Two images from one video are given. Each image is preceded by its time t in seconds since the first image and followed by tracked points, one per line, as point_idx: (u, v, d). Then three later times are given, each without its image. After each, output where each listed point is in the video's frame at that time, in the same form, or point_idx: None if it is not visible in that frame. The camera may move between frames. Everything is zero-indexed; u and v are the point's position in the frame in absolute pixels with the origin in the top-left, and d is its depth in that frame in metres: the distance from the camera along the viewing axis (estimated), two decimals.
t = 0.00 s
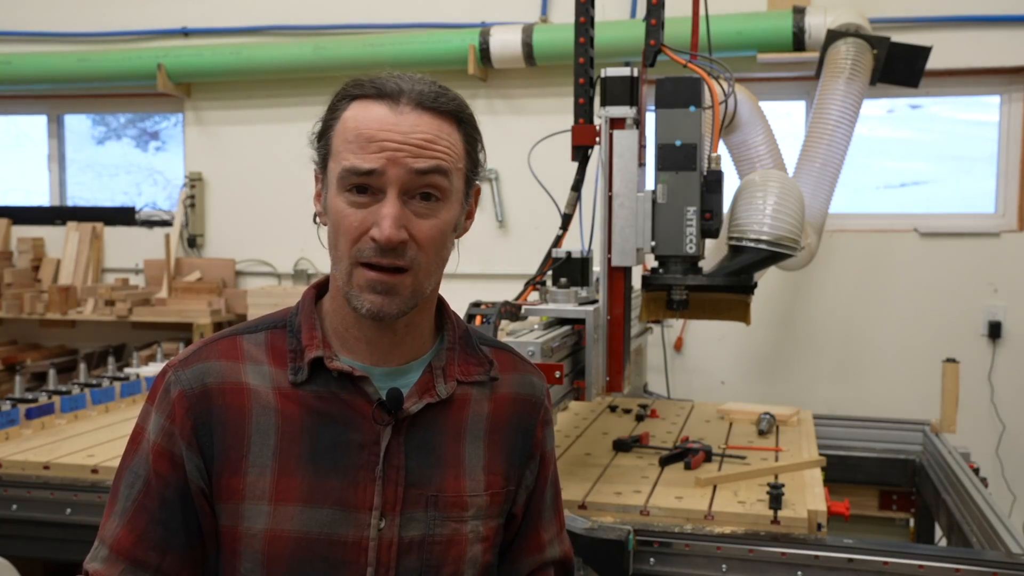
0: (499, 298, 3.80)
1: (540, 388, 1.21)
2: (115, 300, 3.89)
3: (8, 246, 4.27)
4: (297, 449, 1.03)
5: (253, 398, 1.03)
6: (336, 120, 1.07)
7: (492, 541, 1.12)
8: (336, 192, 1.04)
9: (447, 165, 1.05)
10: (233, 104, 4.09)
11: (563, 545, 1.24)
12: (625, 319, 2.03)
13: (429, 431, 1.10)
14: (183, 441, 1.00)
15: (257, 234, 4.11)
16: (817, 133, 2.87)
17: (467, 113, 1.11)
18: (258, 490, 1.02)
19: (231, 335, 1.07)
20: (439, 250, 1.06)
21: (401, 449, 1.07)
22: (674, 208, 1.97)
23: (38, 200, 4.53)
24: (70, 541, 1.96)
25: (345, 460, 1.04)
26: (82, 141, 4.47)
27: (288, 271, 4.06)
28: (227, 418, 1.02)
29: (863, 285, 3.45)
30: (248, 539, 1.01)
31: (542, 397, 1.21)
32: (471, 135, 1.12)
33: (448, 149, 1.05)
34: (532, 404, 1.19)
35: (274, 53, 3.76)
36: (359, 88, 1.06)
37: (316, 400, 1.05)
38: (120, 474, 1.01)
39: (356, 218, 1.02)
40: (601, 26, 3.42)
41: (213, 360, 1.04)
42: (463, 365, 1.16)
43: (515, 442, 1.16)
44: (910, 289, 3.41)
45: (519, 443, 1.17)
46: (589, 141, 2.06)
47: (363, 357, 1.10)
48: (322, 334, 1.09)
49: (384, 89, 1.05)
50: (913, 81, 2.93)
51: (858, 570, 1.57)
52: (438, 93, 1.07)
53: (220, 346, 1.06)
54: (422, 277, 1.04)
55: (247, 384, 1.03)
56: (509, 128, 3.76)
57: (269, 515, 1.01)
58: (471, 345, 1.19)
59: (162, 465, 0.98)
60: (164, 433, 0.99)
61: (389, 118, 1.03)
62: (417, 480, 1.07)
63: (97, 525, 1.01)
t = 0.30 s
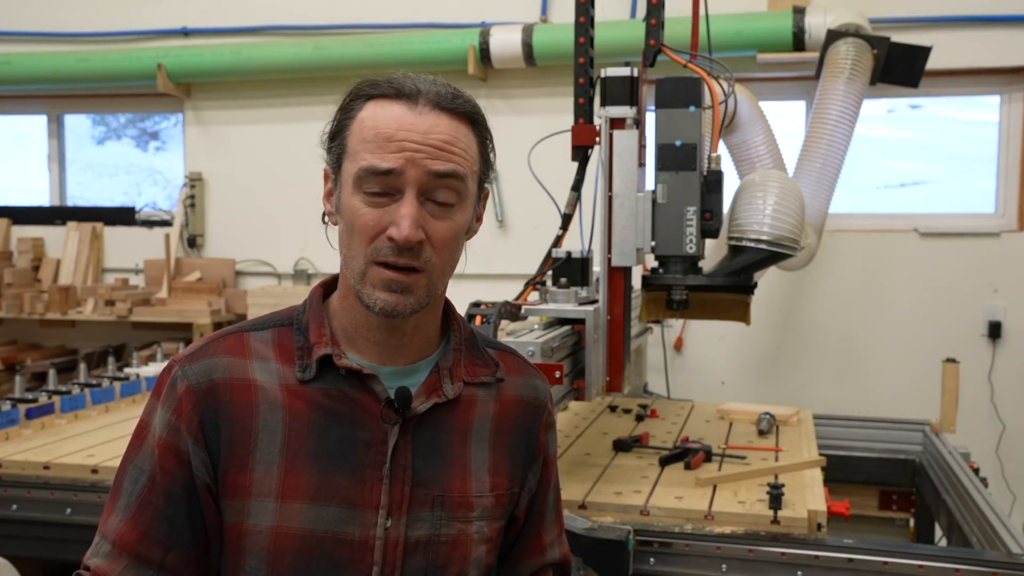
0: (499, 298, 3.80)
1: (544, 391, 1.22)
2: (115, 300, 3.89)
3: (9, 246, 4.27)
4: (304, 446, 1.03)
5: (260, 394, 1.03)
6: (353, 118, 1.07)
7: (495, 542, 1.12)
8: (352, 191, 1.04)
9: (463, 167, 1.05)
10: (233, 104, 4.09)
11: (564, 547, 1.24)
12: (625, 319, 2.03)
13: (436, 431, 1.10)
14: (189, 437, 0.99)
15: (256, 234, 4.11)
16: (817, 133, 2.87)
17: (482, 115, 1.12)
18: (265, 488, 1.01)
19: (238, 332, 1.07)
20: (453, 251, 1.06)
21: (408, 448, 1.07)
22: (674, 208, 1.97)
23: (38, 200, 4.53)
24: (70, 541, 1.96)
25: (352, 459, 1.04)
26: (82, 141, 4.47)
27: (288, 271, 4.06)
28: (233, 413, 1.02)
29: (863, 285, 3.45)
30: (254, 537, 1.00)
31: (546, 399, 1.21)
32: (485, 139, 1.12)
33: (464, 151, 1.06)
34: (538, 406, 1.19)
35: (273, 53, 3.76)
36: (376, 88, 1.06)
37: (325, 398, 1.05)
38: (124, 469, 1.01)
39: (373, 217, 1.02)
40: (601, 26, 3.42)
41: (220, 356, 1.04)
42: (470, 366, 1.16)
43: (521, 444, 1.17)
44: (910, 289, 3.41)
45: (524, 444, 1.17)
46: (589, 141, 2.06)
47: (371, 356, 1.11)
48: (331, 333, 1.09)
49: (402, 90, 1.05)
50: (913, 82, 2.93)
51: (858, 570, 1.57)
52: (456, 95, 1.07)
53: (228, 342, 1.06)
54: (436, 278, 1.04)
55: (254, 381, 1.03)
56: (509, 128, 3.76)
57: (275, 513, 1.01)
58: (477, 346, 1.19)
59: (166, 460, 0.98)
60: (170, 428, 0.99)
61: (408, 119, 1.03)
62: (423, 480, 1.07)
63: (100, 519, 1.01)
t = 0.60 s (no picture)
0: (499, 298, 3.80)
1: (546, 389, 1.22)
2: (115, 300, 3.89)
3: (9, 246, 4.27)
4: (305, 444, 1.03)
5: (260, 392, 1.03)
6: (359, 115, 1.07)
7: (498, 541, 1.12)
8: (355, 186, 1.04)
9: (467, 166, 1.05)
10: (233, 104, 4.09)
11: (568, 546, 1.24)
12: (625, 318, 2.03)
13: (437, 429, 1.10)
14: (187, 434, 0.99)
15: (256, 234, 4.11)
16: (817, 133, 2.87)
17: (487, 117, 1.12)
18: (265, 486, 1.01)
19: (238, 330, 1.07)
20: (454, 251, 1.06)
21: (409, 446, 1.07)
22: (674, 208, 1.97)
23: (38, 200, 4.53)
24: (70, 541, 1.96)
25: (354, 457, 1.04)
26: (82, 140, 4.47)
27: (288, 271, 4.07)
28: (234, 411, 1.02)
29: (863, 285, 3.45)
30: (253, 535, 1.00)
31: (548, 398, 1.22)
32: (491, 141, 1.13)
33: (468, 150, 1.06)
34: (539, 404, 1.20)
35: (273, 53, 3.76)
36: (383, 86, 1.07)
37: (326, 396, 1.05)
38: (121, 466, 1.00)
39: (374, 212, 1.02)
40: (601, 26, 3.42)
41: (220, 354, 1.04)
42: (471, 364, 1.17)
43: (523, 442, 1.17)
44: (910, 289, 3.41)
45: (527, 443, 1.18)
46: (589, 141, 2.06)
47: (372, 354, 1.11)
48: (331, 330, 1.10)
49: (408, 88, 1.06)
50: (913, 82, 2.93)
51: (858, 570, 1.57)
52: (462, 95, 1.07)
53: (228, 340, 1.06)
54: (436, 276, 1.04)
55: (255, 379, 1.03)
56: (509, 128, 3.76)
57: (276, 511, 1.01)
58: (478, 344, 1.20)
59: (165, 457, 0.98)
60: (169, 425, 0.99)
61: (413, 115, 1.03)
62: (425, 479, 1.07)
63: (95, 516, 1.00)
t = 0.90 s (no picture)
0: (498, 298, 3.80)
1: (541, 383, 1.22)
2: (115, 300, 3.89)
3: (9, 246, 4.27)
4: (294, 444, 1.03)
5: (250, 391, 1.04)
6: (372, 112, 1.08)
7: (494, 538, 1.12)
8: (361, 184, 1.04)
9: (473, 174, 1.06)
10: (233, 104, 4.09)
11: (571, 539, 1.24)
12: (625, 318, 2.03)
13: (428, 427, 1.10)
14: (178, 432, 1.00)
15: (257, 234, 4.11)
16: (817, 133, 2.87)
17: (496, 126, 1.13)
18: (254, 486, 1.02)
19: (228, 330, 1.08)
20: (452, 258, 1.07)
21: (400, 444, 1.07)
22: (673, 209, 1.97)
23: (38, 200, 4.53)
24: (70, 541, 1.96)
25: (344, 456, 1.04)
26: (82, 141, 4.47)
27: (288, 272, 4.06)
28: (223, 410, 1.02)
29: (863, 285, 3.45)
30: (244, 535, 1.00)
31: (543, 392, 1.22)
32: (498, 152, 1.14)
33: (476, 159, 1.07)
34: (534, 400, 1.20)
35: (273, 53, 3.76)
36: (400, 87, 1.08)
37: (316, 395, 1.05)
38: (110, 467, 0.99)
39: (378, 213, 1.03)
40: (601, 26, 3.42)
41: (210, 353, 1.04)
42: (464, 361, 1.17)
43: (517, 438, 1.17)
44: (910, 288, 3.41)
45: (521, 439, 1.18)
46: (589, 141, 2.06)
47: (362, 352, 1.10)
48: (321, 330, 1.10)
49: (424, 91, 1.07)
50: (913, 82, 2.93)
51: (858, 570, 1.57)
52: (475, 103, 1.08)
53: (217, 340, 1.06)
54: (433, 283, 1.04)
55: (244, 378, 1.04)
56: (509, 128, 3.76)
57: (266, 511, 1.01)
58: (471, 341, 1.20)
59: (156, 456, 0.98)
60: (159, 424, 0.99)
61: (427, 119, 1.04)
62: (417, 477, 1.07)
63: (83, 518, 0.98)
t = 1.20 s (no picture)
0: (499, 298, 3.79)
1: (528, 389, 1.24)
2: (115, 300, 3.89)
3: (9, 246, 4.27)
4: (280, 448, 1.03)
5: (240, 396, 1.03)
6: (406, 126, 1.06)
7: (477, 542, 1.13)
8: (389, 199, 1.02)
9: (501, 207, 1.06)
10: (233, 104, 4.09)
11: (555, 543, 1.25)
12: (625, 318, 2.03)
13: (414, 431, 1.10)
14: (173, 436, 1.00)
15: (257, 234, 4.11)
16: (817, 133, 2.87)
17: (520, 154, 1.14)
18: (240, 491, 1.01)
19: (217, 332, 1.07)
20: (465, 283, 1.07)
21: (385, 448, 1.07)
22: (673, 208, 1.97)
23: (38, 200, 4.53)
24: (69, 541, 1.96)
25: (329, 460, 1.04)
26: (82, 141, 4.47)
27: (288, 272, 4.06)
28: (215, 414, 1.02)
29: (863, 285, 3.45)
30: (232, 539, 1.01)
31: (530, 398, 1.23)
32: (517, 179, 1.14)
33: (504, 192, 1.07)
34: (521, 405, 1.21)
35: (273, 53, 3.76)
36: (443, 107, 1.06)
37: (302, 398, 1.05)
38: (104, 467, 0.98)
39: (404, 231, 1.01)
40: (601, 26, 3.42)
41: (201, 357, 1.04)
42: (451, 365, 1.17)
43: (503, 442, 1.18)
44: (911, 288, 3.41)
45: (507, 444, 1.19)
46: (589, 141, 2.06)
47: (349, 356, 1.10)
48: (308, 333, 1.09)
49: (468, 116, 1.06)
50: (913, 82, 2.94)
51: (858, 570, 1.57)
52: (511, 136, 1.09)
53: (208, 342, 1.05)
54: (444, 306, 1.05)
55: (235, 382, 1.04)
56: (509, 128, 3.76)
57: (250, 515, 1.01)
58: (459, 345, 1.21)
59: (152, 458, 0.98)
60: (154, 426, 0.98)
61: (469, 147, 1.03)
62: (401, 482, 1.07)
63: (73, 514, 0.96)
